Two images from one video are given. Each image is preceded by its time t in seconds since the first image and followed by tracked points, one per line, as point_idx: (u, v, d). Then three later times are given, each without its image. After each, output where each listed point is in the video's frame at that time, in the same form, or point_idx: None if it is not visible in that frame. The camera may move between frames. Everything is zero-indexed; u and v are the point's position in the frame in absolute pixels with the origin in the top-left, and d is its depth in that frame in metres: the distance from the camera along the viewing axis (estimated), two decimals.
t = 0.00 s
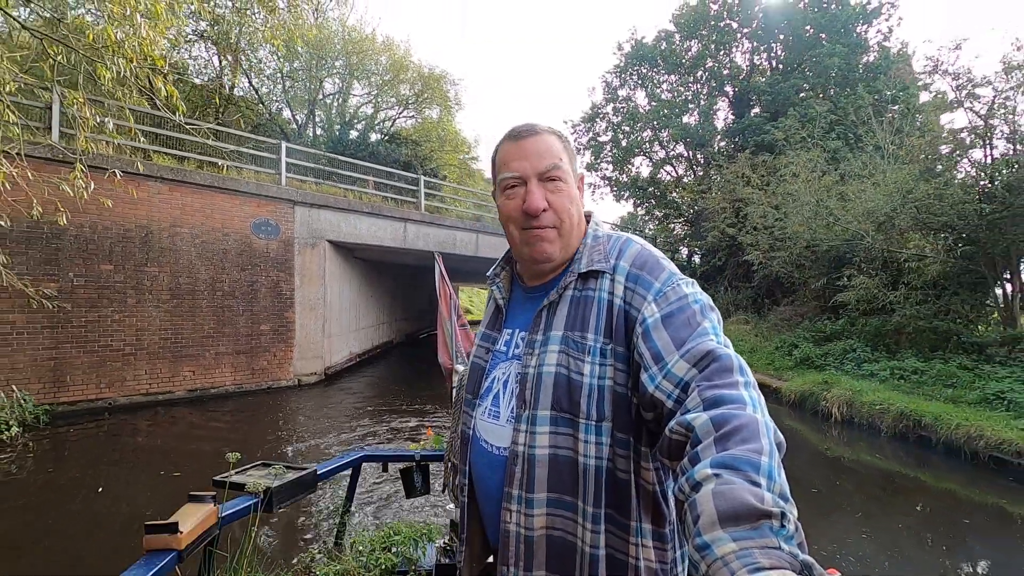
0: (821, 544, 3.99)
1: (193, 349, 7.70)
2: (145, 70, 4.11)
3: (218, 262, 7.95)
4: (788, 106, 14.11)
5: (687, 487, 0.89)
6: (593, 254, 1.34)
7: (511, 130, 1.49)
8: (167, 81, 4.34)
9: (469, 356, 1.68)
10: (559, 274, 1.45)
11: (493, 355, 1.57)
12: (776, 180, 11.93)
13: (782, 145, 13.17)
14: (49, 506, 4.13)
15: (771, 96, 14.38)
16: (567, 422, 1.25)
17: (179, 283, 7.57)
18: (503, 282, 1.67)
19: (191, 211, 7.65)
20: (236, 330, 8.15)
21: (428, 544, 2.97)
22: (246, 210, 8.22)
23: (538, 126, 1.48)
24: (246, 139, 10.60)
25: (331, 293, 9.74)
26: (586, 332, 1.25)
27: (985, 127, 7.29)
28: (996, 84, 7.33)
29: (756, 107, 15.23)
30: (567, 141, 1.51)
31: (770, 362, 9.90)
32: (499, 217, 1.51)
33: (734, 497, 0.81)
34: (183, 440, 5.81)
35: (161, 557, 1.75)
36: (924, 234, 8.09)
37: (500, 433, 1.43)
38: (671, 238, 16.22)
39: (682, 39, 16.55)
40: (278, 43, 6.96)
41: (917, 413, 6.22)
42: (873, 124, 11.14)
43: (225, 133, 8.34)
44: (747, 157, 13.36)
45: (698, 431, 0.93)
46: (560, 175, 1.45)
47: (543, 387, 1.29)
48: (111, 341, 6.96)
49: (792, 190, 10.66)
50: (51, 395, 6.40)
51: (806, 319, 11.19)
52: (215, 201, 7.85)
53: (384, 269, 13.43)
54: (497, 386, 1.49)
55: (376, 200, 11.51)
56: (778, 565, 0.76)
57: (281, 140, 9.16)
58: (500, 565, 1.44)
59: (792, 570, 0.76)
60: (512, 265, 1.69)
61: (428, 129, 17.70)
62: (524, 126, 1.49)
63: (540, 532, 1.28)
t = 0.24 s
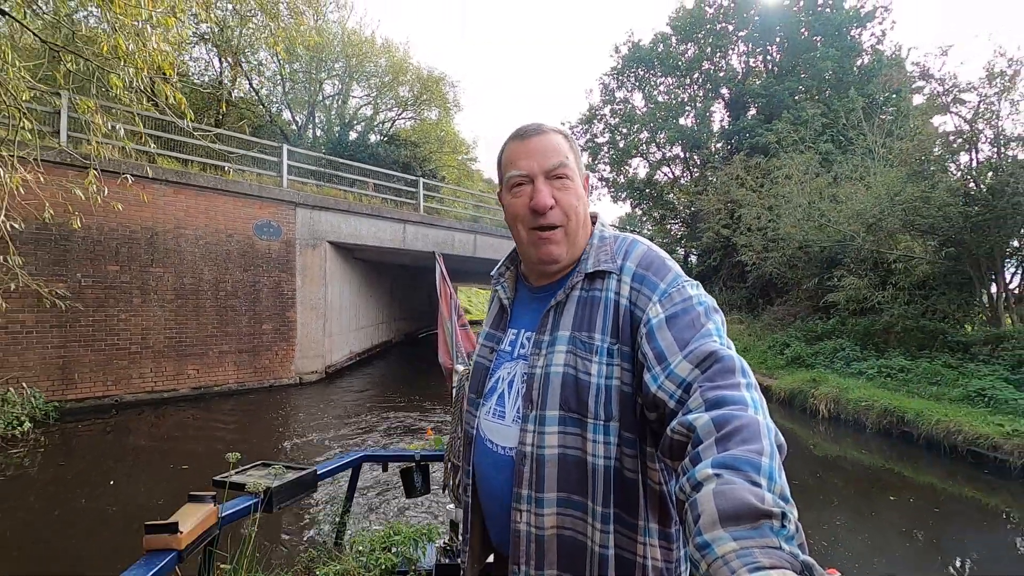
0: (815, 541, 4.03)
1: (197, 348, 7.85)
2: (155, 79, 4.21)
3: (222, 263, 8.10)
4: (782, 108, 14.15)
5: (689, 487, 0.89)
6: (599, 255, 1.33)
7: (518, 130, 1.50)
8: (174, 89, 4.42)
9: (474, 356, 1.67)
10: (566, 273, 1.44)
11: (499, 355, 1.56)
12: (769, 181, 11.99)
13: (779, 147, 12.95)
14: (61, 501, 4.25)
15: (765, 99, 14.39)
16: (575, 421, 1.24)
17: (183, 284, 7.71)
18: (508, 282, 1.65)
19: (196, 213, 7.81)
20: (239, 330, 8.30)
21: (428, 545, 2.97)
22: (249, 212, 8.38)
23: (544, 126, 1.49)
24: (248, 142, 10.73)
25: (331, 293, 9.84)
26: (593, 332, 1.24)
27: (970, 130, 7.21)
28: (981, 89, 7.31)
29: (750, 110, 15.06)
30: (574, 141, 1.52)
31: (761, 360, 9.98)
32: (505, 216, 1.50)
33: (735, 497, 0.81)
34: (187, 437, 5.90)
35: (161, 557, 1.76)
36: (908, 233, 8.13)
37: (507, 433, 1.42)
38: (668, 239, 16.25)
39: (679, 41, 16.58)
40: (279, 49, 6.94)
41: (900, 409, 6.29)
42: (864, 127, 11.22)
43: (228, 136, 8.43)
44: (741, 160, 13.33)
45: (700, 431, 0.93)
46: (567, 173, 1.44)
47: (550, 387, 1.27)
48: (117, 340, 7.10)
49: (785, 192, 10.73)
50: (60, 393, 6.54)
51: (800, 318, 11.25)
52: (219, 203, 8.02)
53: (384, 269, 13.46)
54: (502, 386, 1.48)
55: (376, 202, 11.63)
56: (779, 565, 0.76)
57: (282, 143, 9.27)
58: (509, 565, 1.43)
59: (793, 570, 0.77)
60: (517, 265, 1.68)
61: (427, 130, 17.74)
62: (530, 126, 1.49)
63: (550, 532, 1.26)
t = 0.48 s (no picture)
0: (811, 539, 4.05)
1: (202, 346, 7.90)
2: (163, 87, 4.25)
3: (225, 263, 8.17)
4: (777, 111, 14.19)
5: (689, 486, 0.89)
6: (601, 254, 1.33)
7: (518, 129, 1.51)
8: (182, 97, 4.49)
9: (476, 355, 1.68)
10: (567, 271, 1.44)
11: (500, 354, 1.56)
12: (762, 183, 12.02)
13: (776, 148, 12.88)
14: (72, 495, 4.31)
15: (760, 102, 14.46)
16: (576, 420, 1.24)
17: (188, 284, 7.77)
18: (510, 281, 1.66)
19: (199, 214, 7.86)
20: (243, 329, 8.34)
21: (428, 545, 2.97)
22: (252, 213, 8.44)
23: (544, 125, 1.50)
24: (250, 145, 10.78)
25: (332, 293, 9.86)
26: (595, 332, 1.24)
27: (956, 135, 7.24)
28: (966, 96, 7.35)
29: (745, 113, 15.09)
30: (574, 140, 1.52)
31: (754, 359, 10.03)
32: (506, 215, 1.51)
33: (735, 496, 0.81)
34: (190, 434, 5.94)
35: (161, 557, 1.76)
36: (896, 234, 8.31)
37: (509, 432, 1.42)
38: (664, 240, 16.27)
39: (676, 44, 16.62)
40: (281, 53, 6.96)
41: (885, 407, 6.54)
42: (855, 130, 11.27)
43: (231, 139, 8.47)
44: (735, 162, 13.36)
45: (699, 431, 0.93)
46: (566, 172, 1.45)
47: (553, 386, 1.28)
48: (123, 339, 7.16)
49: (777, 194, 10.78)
50: (68, 390, 6.61)
51: (794, 318, 11.29)
52: (223, 205, 8.08)
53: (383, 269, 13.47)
54: (504, 385, 1.48)
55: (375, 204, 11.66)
56: (780, 565, 0.76)
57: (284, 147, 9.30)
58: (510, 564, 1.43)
59: (792, 570, 0.76)
60: (519, 264, 1.69)
61: (425, 131, 17.74)
62: (530, 126, 1.51)
63: (550, 531, 1.26)
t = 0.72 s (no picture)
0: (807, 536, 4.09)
1: (205, 344, 8.01)
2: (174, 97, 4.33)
3: (228, 263, 8.24)
4: (773, 113, 14.26)
5: (689, 487, 0.89)
6: (601, 254, 1.33)
7: (504, 133, 1.53)
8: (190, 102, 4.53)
9: (477, 355, 1.69)
10: (560, 271, 1.45)
11: (501, 355, 1.57)
12: (758, 184, 12.06)
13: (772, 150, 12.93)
14: (81, 486, 4.41)
15: (755, 104, 14.53)
16: (577, 421, 1.25)
17: (191, 283, 7.86)
18: (509, 283, 1.67)
19: (203, 215, 7.93)
20: (245, 327, 8.44)
21: (428, 545, 2.97)
22: (254, 214, 8.49)
23: (529, 126, 1.50)
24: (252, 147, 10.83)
25: (333, 293, 9.91)
26: (595, 332, 1.25)
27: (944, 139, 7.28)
28: (951, 101, 7.36)
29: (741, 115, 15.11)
30: (562, 138, 1.52)
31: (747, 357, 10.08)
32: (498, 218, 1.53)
33: (735, 496, 0.82)
34: (193, 431, 6.00)
35: (162, 557, 1.76)
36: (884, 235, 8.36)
37: (510, 433, 1.43)
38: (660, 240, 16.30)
39: (673, 46, 16.64)
40: (282, 58, 7.03)
41: (869, 403, 6.76)
42: (846, 133, 11.32)
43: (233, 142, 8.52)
44: (731, 164, 13.37)
45: (699, 431, 0.94)
46: (553, 171, 1.45)
47: (553, 386, 1.28)
48: (129, 337, 7.27)
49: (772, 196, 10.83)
50: (76, 387, 6.72)
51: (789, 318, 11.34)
52: (226, 207, 8.15)
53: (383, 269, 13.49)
54: (506, 386, 1.48)
55: (375, 206, 11.71)
56: (779, 565, 0.76)
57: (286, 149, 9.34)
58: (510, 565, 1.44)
59: (793, 571, 0.77)
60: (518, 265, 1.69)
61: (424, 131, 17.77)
62: (516, 128, 1.52)
63: (551, 532, 1.27)
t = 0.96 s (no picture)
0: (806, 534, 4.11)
1: (209, 343, 8.02)
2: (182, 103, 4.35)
3: (232, 264, 8.26)
4: (768, 116, 14.31)
5: (688, 487, 0.90)
6: (599, 254, 1.34)
7: (506, 131, 1.52)
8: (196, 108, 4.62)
9: (475, 355, 1.69)
10: (559, 270, 1.45)
11: (499, 355, 1.57)
12: (751, 185, 12.12)
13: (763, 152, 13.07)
14: (90, 485, 4.41)
15: (751, 107, 14.62)
16: (574, 420, 1.25)
17: (195, 283, 7.87)
18: (507, 282, 1.67)
19: (207, 216, 7.94)
20: (249, 326, 8.46)
21: (428, 545, 2.98)
22: (256, 215, 8.51)
23: (531, 124, 1.50)
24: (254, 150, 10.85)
25: (334, 293, 9.91)
26: (593, 332, 1.25)
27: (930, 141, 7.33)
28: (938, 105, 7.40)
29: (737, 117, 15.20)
30: (563, 138, 1.52)
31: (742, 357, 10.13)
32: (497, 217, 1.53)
33: (735, 496, 0.82)
34: (196, 429, 6.02)
35: (161, 557, 1.77)
36: (872, 238, 8.40)
37: (508, 432, 1.43)
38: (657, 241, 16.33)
39: (670, 49, 16.66)
40: (285, 62, 7.09)
41: (855, 400, 6.88)
42: (838, 136, 11.40)
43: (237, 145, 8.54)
44: (726, 166, 13.42)
45: (699, 431, 0.94)
46: (553, 170, 1.46)
47: (551, 386, 1.29)
48: (135, 336, 7.28)
49: (767, 197, 10.88)
50: (84, 383, 6.74)
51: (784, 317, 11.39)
52: (230, 208, 8.18)
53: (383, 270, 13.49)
54: (504, 385, 1.49)
55: (375, 207, 11.72)
56: (779, 565, 0.77)
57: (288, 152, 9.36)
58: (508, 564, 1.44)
59: (792, 570, 0.78)
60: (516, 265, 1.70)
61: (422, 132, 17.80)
62: (517, 126, 1.52)
63: (548, 532, 1.27)
